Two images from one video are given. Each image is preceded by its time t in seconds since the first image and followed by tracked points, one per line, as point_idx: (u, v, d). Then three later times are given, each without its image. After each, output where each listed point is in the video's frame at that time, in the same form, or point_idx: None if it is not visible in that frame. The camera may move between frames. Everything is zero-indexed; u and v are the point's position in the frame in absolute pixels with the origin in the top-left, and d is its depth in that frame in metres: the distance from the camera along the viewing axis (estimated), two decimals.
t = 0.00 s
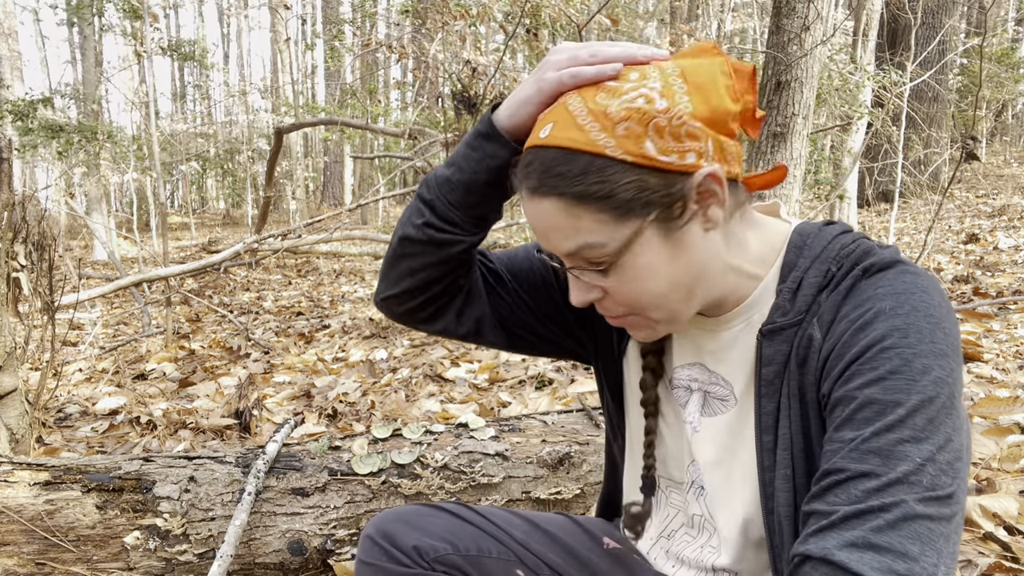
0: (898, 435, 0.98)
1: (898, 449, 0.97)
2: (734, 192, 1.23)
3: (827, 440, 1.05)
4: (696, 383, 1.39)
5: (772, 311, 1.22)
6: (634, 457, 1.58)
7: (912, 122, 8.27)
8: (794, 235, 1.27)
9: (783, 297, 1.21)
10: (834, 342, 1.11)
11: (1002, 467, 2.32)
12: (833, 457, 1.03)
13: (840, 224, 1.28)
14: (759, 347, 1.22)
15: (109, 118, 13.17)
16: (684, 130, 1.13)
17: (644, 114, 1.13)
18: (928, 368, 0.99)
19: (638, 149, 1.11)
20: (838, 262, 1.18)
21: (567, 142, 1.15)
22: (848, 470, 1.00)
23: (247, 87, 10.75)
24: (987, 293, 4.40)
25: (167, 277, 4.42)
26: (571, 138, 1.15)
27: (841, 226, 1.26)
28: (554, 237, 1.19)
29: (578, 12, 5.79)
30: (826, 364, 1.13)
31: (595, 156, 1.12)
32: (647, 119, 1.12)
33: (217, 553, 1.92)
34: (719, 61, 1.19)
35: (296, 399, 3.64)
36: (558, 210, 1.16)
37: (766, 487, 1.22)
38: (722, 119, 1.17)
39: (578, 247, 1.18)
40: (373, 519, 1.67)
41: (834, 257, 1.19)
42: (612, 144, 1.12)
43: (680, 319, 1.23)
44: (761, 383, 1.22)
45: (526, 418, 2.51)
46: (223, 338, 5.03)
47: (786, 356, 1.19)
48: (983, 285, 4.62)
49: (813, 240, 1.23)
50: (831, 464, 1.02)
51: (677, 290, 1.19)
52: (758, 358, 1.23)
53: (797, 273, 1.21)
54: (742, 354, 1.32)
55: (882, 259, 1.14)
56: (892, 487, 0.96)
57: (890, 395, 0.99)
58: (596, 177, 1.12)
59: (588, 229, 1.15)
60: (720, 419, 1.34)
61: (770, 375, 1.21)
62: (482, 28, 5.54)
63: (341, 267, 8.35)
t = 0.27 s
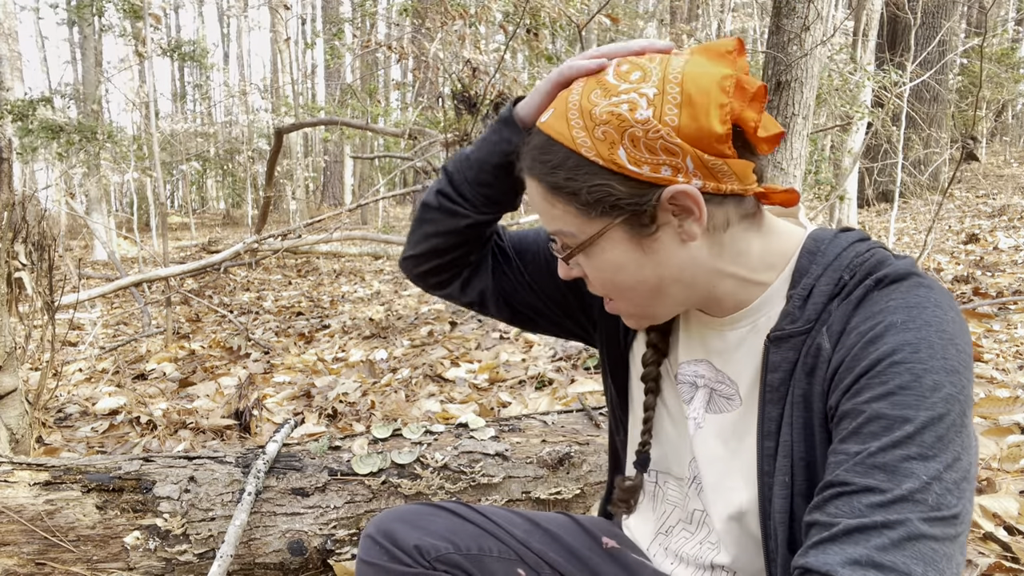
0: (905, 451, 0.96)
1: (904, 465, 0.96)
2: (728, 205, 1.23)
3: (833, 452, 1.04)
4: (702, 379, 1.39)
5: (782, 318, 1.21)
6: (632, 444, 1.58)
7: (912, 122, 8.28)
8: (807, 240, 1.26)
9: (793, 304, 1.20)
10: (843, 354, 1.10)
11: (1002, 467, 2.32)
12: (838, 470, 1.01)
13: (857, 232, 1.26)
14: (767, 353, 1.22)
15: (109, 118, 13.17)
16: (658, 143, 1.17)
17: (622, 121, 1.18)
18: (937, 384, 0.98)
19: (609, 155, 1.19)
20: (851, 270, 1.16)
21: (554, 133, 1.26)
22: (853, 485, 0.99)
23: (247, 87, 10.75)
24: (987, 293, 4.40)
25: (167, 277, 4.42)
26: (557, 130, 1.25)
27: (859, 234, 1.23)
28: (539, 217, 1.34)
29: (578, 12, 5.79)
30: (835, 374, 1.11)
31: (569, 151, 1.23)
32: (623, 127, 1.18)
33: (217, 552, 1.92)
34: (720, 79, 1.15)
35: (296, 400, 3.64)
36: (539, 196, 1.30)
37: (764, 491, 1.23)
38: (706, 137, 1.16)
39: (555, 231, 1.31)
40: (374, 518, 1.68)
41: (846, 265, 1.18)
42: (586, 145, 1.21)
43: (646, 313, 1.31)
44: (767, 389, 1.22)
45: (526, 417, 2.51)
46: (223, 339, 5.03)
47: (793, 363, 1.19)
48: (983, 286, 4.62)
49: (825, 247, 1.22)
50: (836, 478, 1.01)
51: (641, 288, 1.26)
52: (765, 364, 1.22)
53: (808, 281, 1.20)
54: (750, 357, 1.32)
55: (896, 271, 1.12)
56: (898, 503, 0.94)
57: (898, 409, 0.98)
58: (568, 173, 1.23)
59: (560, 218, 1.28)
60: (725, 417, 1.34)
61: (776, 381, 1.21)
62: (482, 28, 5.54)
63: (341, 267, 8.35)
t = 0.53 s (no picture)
0: (917, 471, 0.95)
1: (915, 485, 0.95)
2: (738, 206, 1.23)
3: (842, 466, 1.03)
4: (704, 382, 1.39)
5: (791, 325, 1.22)
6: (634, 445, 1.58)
7: (912, 122, 8.28)
8: (821, 245, 1.26)
9: (802, 311, 1.20)
10: (855, 365, 1.10)
11: (1002, 467, 2.32)
12: (849, 486, 1.00)
13: (871, 239, 1.25)
14: (776, 359, 1.23)
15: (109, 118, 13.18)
16: (667, 136, 1.17)
17: (634, 109, 1.18)
18: (952, 404, 0.97)
19: (618, 142, 1.19)
20: (863, 278, 1.15)
21: (571, 111, 1.25)
22: (863, 503, 0.98)
23: (247, 87, 10.76)
24: (987, 293, 4.40)
25: (167, 277, 4.43)
26: (573, 109, 1.25)
27: (873, 241, 1.23)
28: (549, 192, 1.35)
29: (578, 12, 5.79)
30: (846, 385, 1.11)
31: (582, 132, 1.23)
32: (634, 115, 1.18)
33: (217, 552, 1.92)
34: (733, 71, 1.13)
35: (296, 399, 3.64)
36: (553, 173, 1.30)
37: (766, 496, 1.25)
38: (716, 137, 1.16)
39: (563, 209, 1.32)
40: (374, 519, 1.68)
41: (858, 272, 1.17)
42: (600, 129, 1.21)
43: (644, 302, 1.32)
44: (774, 395, 1.24)
45: (527, 418, 2.51)
46: (223, 339, 5.03)
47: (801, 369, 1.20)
48: (983, 285, 4.62)
49: (838, 254, 1.22)
50: (846, 494, 1.00)
51: (639, 277, 1.27)
52: (774, 369, 1.24)
53: (820, 287, 1.20)
54: (758, 361, 1.31)
55: (911, 282, 1.11)
56: (908, 524, 0.94)
57: (911, 427, 0.97)
58: (577, 156, 1.24)
59: (567, 197, 1.29)
60: (726, 422, 1.33)
61: (783, 388, 1.22)
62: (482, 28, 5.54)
63: (341, 267, 8.35)
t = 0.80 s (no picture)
0: (911, 458, 0.95)
1: (910, 472, 0.94)
2: (721, 203, 1.24)
3: (837, 458, 1.03)
4: (693, 385, 1.42)
5: (783, 318, 1.22)
6: (636, 440, 1.58)
7: (912, 122, 8.28)
8: (810, 239, 1.28)
9: (794, 304, 1.22)
10: (846, 356, 1.10)
11: (1002, 467, 2.31)
12: (844, 477, 1.01)
13: (858, 233, 1.27)
14: (769, 352, 1.23)
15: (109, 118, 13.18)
16: (651, 129, 1.17)
17: (621, 101, 1.18)
18: (943, 389, 0.97)
19: (604, 132, 1.20)
20: (852, 269, 1.17)
21: (563, 97, 1.27)
22: (856, 493, 0.98)
23: (247, 87, 10.75)
24: (987, 293, 4.39)
25: (167, 277, 4.43)
26: (565, 95, 1.26)
27: (861, 234, 1.24)
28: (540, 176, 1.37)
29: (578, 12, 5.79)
30: (838, 377, 1.11)
31: (570, 118, 1.24)
32: (621, 106, 1.18)
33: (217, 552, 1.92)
34: (717, 68, 1.13)
35: (296, 399, 3.64)
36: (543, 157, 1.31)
37: (767, 493, 1.24)
38: (698, 132, 1.16)
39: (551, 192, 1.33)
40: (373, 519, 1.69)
41: (848, 264, 1.18)
42: (587, 116, 1.21)
43: (624, 289, 1.34)
44: (769, 389, 1.24)
45: (526, 418, 2.51)
46: (223, 339, 5.04)
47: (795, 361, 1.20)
48: (983, 285, 4.62)
49: (828, 246, 1.23)
50: (841, 484, 1.00)
51: (620, 264, 1.29)
52: (768, 363, 1.24)
53: (810, 280, 1.22)
54: (751, 356, 1.33)
55: (899, 271, 1.12)
56: (904, 512, 0.93)
57: (903, 414, 0.97)
58: (565, 141, 1.25)
59: (553, 181, 1.31)
60: (720, 420, 1.35)
61: (778, 382, 1.22)
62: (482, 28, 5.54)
63: (341, 267, 8.35)
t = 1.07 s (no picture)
0: (910, 455, 0.95)
1: (909, 469, 0.95)
2: (727, 200, 1.25)
3: (837, 457, 1.04)
4: (684, 387, 1.41)
5: (778, 315, 1.22)
6: (617, 440, 1.60)
7: (912, 122, 8.28)
8: (802, 236, 1.28)
9: (788, 300, 1.21)
10: (842, 353, 1.10)
11: (1002, 467, 2.31)
12: (843, 476, 1.01)
13: (851, 228, 1.27)
14: (765, 351, 1.23)
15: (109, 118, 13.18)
16: (668, 119, 1.18)
17: (641, 88, 1.19)
18: (941, 384, 0.97)
19: (620, 119, 1.19)
20: (846, 263, 1.17)
21: (576, 80, 1.26)
22: (857, 491, 0.98)
23: (247, 87, 10.75)
24: (986, 293, 4.39)
25: (167, 277, 4.43)
26: (579, 78, 1.25)
27: (854, 230, 1.25)
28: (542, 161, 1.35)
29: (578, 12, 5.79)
30: (835, 374, 1.11)
31: (584, 101, 1.23)
32: (640, 94, 1.18)
33: (217, 552, 1.92)
34: (741, 63, 1.14)
35: (296, 399, 3.64)
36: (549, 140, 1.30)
37: (769, 494, 1.23)
38: (717, 126, 1.17)
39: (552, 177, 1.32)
40: (370, 521, 1.68)
41: (842, 259, 1.18)
42: (602, 100, 1.21)
43: (619, 282, 1.34)
44: (767, 387, 1.23)
45: (526, 418, 2.51)
46: (223, 339, 5.03)
47: (792, 358, 1.20)
48: (983, 286, 4.62)
49: (821, 242, 1.23)
50: (842, 483, 1.00)
51: (619, 256, 1.28)
52: (765, 362, 1.23)
53: (804, 275, 1.22)
54: (744, 354, 1.32)
55: (893, 266, 1.12)
56: (905, 510, 0.93)
57: (902, 410, 0.97)
58: (575, 125, 1.24)
59: (557, 165, 1.30)
60: (715, 419, 1.34)
61: (776, 379, 1.22)
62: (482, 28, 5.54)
63: (341, 267, 8.35)
